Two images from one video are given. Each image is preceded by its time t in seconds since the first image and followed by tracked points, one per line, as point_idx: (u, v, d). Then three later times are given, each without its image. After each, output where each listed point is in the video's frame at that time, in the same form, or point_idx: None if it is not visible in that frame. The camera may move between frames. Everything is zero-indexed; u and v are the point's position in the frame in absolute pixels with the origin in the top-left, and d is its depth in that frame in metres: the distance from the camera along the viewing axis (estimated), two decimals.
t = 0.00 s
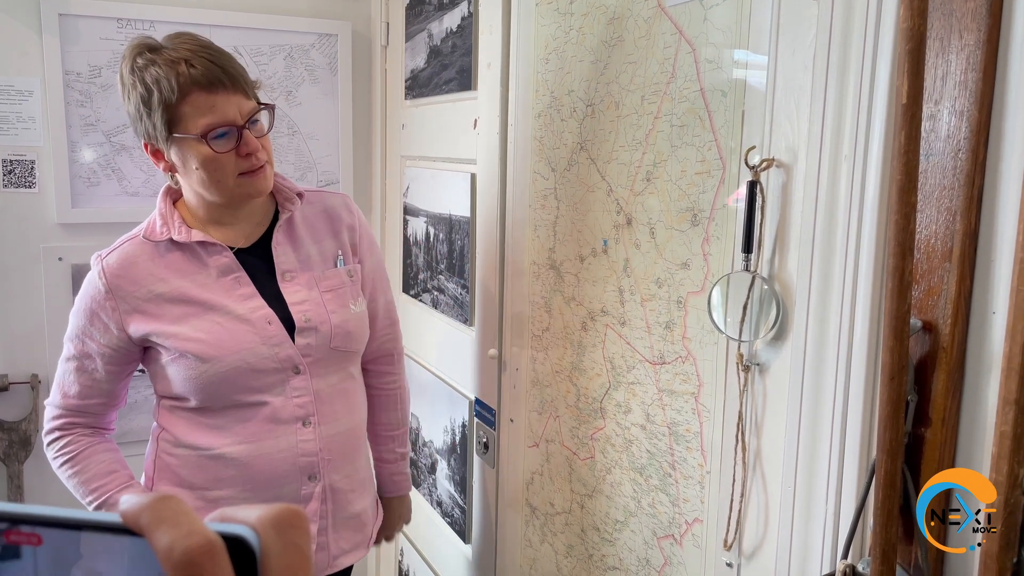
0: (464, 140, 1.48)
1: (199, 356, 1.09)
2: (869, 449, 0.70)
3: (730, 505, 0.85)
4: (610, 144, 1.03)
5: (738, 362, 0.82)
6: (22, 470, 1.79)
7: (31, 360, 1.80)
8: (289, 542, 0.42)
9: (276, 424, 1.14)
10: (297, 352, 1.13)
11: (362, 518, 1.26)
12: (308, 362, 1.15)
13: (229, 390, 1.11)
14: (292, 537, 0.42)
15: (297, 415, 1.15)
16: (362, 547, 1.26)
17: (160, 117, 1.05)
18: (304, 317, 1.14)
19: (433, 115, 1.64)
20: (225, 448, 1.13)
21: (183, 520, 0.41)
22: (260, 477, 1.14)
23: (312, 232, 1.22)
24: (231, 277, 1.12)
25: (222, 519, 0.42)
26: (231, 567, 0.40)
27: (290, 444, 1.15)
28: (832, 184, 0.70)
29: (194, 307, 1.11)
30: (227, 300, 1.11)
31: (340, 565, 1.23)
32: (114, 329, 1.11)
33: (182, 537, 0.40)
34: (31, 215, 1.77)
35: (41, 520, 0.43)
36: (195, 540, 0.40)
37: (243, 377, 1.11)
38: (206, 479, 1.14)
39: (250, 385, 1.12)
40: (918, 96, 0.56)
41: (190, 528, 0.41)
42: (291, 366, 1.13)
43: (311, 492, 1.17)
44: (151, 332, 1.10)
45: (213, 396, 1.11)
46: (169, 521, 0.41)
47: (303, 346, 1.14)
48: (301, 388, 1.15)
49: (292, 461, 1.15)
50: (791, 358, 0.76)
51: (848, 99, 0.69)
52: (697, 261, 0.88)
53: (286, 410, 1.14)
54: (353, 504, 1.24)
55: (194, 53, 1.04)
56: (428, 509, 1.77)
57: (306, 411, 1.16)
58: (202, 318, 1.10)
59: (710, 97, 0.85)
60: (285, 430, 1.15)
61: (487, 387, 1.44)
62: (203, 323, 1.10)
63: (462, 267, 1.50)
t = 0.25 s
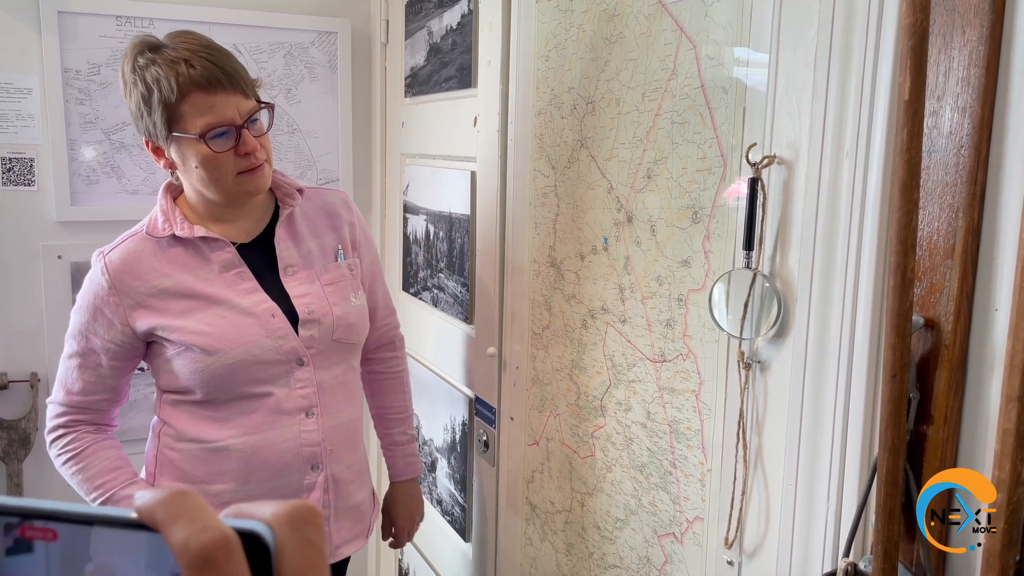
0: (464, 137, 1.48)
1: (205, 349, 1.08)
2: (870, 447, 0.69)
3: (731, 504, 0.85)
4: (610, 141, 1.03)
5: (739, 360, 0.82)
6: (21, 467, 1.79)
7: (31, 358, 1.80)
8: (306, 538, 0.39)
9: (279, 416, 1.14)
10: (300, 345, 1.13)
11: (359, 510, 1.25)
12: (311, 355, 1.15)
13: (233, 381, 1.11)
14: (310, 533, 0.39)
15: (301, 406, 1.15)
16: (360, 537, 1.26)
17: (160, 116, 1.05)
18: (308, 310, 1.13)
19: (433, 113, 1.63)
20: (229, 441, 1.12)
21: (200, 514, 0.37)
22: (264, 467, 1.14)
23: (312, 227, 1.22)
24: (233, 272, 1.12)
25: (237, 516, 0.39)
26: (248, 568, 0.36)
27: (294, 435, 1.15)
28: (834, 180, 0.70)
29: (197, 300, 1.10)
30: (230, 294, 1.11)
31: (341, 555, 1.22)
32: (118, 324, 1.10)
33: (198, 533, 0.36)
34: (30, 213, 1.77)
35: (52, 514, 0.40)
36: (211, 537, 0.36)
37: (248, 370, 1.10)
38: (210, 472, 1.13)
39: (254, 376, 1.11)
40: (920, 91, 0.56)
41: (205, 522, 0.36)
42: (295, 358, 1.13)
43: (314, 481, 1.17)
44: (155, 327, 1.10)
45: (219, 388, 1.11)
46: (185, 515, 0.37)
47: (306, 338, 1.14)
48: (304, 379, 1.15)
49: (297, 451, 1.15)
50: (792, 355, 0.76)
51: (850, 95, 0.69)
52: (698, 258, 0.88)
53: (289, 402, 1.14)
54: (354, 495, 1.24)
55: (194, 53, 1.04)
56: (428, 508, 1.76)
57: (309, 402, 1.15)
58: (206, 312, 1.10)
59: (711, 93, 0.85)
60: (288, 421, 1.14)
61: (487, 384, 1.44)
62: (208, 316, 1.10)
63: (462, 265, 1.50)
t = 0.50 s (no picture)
0: (463, 136, 1.47)
1: (204, 344, 1.08)
2: (871, 445, 0.69)
3: (730, 502, 0.85)
4: (610, 139, 1.03)
5: (739, 358, 0.82)
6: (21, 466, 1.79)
7: (30, 357, 1.79)
8: (317, 537, 0.39)
9: (278, 411, 1.13)
10: (298, 340, 1.13)
11: (360, 506, 1.25)
12: (309, 350, 1.15)
13: (231, 375, 1.10)
14: (320, 532, 0.39)
15: (301, 400, 1.14)
16: (363, 530, 1.26)
17: (157, 120, 1.06)
18: (303, 307, 1.13)
19: (433, 111, 1.63)
20: (231, 435, 1.12)
21: (211, 511, 0.37)
22: (264, 462, 1.13)
23: (306, 226, 1.22)
24: (231, 270, 1.11)
25: (247, 513, 0.39)
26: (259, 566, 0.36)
27: (294, 430, 1.14)
28: (835, 178, 0.70)
29: (195, 296, 1.10)
30: (229, 291, 1.11)
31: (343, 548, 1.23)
32: (118, 322, 1.09)
33: (209, 532, 0.36)
34: (29, 211, 1.77)
35: (60, 513, 0.40)
36: (222, 534, 0.36)
37: (247, 364, 1.10)
38: (211, 467, 1.13)
39: (252, 371, 1.11)
40: (921, 88, 0.56)
41: (216, 522, 0.36)
42: (293, 353, 1.13)
43: (315, 475, 1.17)
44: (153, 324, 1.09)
45: (218, 383, 1.11)
46: (195, 514, 0.37)
47: (304, 333, 1.13)
48: (303, 374, 1.14)
49: (297, 446, 1.15)
50: (793, 354, 0.76)
51: (851, 91, 0.68)
52: (698, 257, 0.88)
53: (289, 396, 1.13)
54: (354, 489, 1.24)
55: (193, 60, 1.03)
56: (428, 506, 1.76)
57: (309, 396, 1.15)
58: (205, 308, 1.10)
59: (711, 91, 0.85)
60: (289, 416, 1.14)
61: (486, 382, 1.43)
62: (207, 312, 1.10)
63: (462, 264, 1.50)
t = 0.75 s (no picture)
0: (462, 135, 1.47)
1: (192, 342, 1.08)
2: (872, 444, 0.69)
3: (730, 502, 0.85)
4: (609, 138, 1.03)
5: (739, 358, 0.81)
6: (20, 466, 1.79)
7: (28, 356, 1.79)
8: (328, 540, 0.38)
9: (269, 409, 1.13)
10: (287, 338, 1.12)
11: (358, 504, 1.26)
12: (299, 348, 1.14)
13: (220, 373, 1.10)
14: (332, 536, 0.38)
15: (290, 399, 1.14)
16: (360, 530, 1.27)
17: (152, 118, 1.06)
18: (292, 304, 1.13)
19: (432, 110, 1.62)
20: (223, 432, 1.12)
21: (222, 515, 0.36)
22: (255, 460, 1.13)
23: (301, 225, 1.21)
24: (223, 268, 1.11)
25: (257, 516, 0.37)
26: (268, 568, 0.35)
27: (283, 429, 1.14)
28: (834, 177, 0.70)
29: (183, 295, 1.10)
30: (220, 290, 1.10)
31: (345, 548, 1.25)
32: (113, 322, 1.10)
33: (220, 534, 0.35)
34: (28, 210, 1.76)
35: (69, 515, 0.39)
36: (232, 537, 0.34)
37: (236, 362, 1.10)
38: (203, 466, 1.13)
39: (242, 369, 1.11)
40: (921, 87, 0.55)
41: (227, 523, 0.35)
42: (281, 352, 1.12)
43: (305, 475, 1.16)
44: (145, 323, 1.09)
45: (205, 381, 1.11)
46: (206, 516, 0.36)
47: (293, 332, 1.13)
48: (292, 373, 1.14)
49: (286, 445, 1.14)
50: (792, 354, 0.75)
51: (851, 90, 0.68)
52: (697, 256, 0.88)
53: (279, 394, 1.13)
54: (349, 488, 1.24)
55: (189, 61, 1.03)
56: (428, 506, 1.76)
57: (298, 395, 1.14)
58: (195, 307, 1.10)
59: (710, 90, 0.85)
60: (279, 415, 1.14)
61: (485, 381, 1.43)
62: (197, 310, 1.10)
63: (460, 264, 1.49)
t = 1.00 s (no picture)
0: (462, 134, 1.47)
1: (188, 341, 1.08)
2: (871, 443, 0.69)
3: (729, 502, 0.85)
4: (608, 138, 1.03)
5: (738, 358, 0.81)
6: (18, 467, 1.78)
7: (26, 356, 1.79)
8: (340, 544, 0.38)
9: (266, 410, 1.13)
10: (284, 339, 1.12)
11: (358, 502, 1.25)
12: (296, 348, 1.14)
13: (217, 374, 1.10)
14: (344, 537, 0.39)
15: (286, 400, 1.14)
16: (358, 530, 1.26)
17: (155, 108, 1.06)
18: (289, 305, 1.13)
19: (431, 110, 1.62)
20: (218, 433, 1.12)
21: (235, 518, 0.37)
22: (252, 460, 1.13)
23: (300, 224, 1.21)
24: (220, 268, 1.11)
25: (269, 518, 0.38)
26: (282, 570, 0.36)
27: (280, 430, 1.14)
28: (834, 177, 0.70)
29: (181, 294, 1.10)
30: (217, 290, 1.10)
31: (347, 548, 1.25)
32: (110, 319, 1.09)
33: (234, 537, 0.36)
34: (26, 211, 1.76)
35: (85, 517, 0.39)
36: (246, 541, 0.36)
37: (232, 363, 1.10)
38: (200, 465, 1.13)
39: (238, 369, 1.11)
40: (921, 87, 0.55)
41: (240, 526, 0.36)
42: (278, 352, 1.12)
43: (302, 475, 1.16)
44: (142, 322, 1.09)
45: (202, 381, 1.10)
46: (221, 519, 0.37)
47: (290, 332, 1.13)
48: (289, 373, 1.14)
49: (283, 445, 1.14)
50: (792, 354, 0.75)
51: (851, 90, 0.68)
52: (697, 256, 0.88)
53: (275, 395, 1.13)
54: (347, 487, 1.23)
55: (194, 52, 1.04)
56: (427, 505, 1.76)
57: (294, 395, 1.14)
58: (192, 307, 1.10)
59: (710, 90, 0.85)
60: (277, 415, 1.14)
61: (484, 380, 1.43)
62: (193, 310, 1.09)
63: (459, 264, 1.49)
